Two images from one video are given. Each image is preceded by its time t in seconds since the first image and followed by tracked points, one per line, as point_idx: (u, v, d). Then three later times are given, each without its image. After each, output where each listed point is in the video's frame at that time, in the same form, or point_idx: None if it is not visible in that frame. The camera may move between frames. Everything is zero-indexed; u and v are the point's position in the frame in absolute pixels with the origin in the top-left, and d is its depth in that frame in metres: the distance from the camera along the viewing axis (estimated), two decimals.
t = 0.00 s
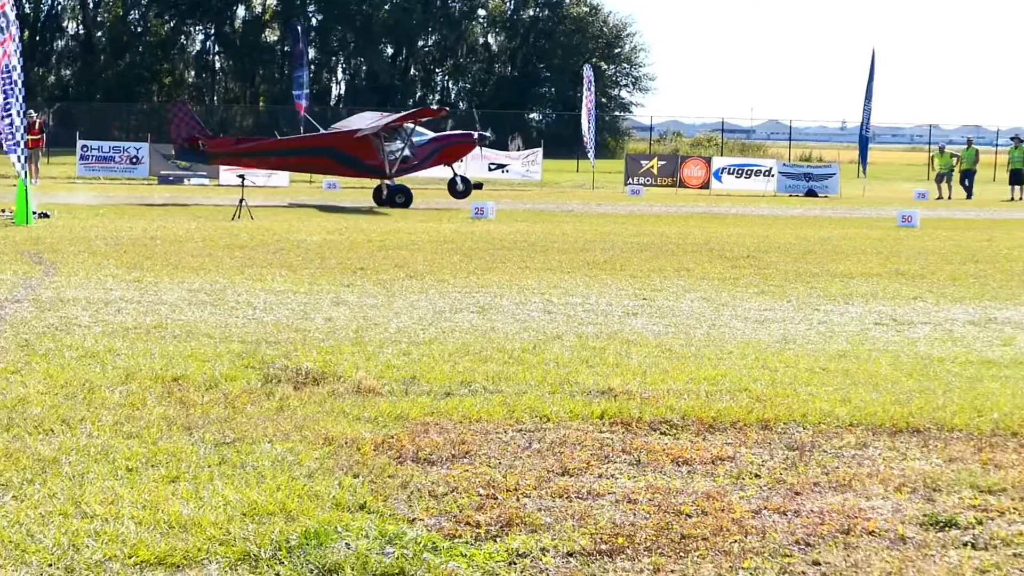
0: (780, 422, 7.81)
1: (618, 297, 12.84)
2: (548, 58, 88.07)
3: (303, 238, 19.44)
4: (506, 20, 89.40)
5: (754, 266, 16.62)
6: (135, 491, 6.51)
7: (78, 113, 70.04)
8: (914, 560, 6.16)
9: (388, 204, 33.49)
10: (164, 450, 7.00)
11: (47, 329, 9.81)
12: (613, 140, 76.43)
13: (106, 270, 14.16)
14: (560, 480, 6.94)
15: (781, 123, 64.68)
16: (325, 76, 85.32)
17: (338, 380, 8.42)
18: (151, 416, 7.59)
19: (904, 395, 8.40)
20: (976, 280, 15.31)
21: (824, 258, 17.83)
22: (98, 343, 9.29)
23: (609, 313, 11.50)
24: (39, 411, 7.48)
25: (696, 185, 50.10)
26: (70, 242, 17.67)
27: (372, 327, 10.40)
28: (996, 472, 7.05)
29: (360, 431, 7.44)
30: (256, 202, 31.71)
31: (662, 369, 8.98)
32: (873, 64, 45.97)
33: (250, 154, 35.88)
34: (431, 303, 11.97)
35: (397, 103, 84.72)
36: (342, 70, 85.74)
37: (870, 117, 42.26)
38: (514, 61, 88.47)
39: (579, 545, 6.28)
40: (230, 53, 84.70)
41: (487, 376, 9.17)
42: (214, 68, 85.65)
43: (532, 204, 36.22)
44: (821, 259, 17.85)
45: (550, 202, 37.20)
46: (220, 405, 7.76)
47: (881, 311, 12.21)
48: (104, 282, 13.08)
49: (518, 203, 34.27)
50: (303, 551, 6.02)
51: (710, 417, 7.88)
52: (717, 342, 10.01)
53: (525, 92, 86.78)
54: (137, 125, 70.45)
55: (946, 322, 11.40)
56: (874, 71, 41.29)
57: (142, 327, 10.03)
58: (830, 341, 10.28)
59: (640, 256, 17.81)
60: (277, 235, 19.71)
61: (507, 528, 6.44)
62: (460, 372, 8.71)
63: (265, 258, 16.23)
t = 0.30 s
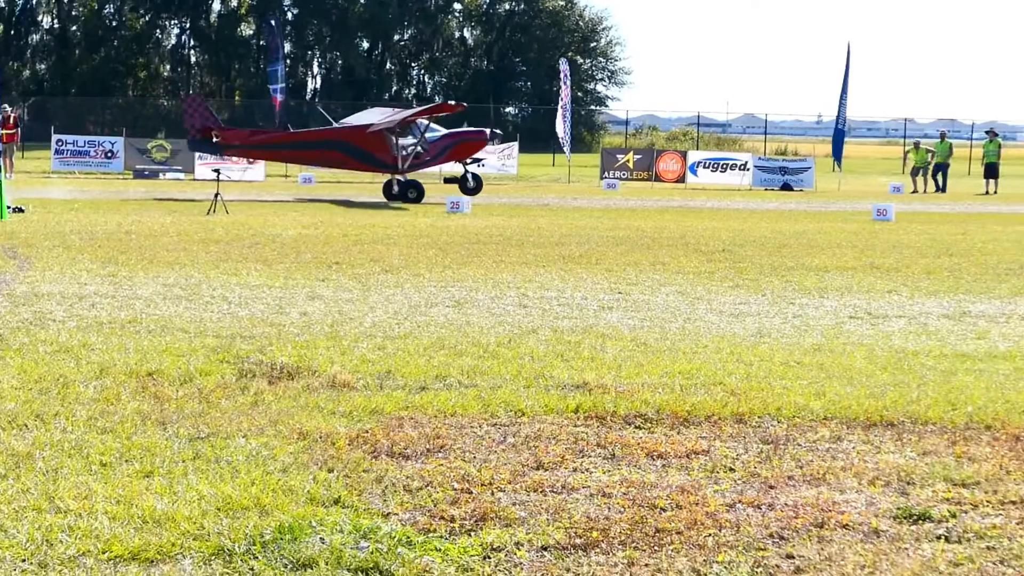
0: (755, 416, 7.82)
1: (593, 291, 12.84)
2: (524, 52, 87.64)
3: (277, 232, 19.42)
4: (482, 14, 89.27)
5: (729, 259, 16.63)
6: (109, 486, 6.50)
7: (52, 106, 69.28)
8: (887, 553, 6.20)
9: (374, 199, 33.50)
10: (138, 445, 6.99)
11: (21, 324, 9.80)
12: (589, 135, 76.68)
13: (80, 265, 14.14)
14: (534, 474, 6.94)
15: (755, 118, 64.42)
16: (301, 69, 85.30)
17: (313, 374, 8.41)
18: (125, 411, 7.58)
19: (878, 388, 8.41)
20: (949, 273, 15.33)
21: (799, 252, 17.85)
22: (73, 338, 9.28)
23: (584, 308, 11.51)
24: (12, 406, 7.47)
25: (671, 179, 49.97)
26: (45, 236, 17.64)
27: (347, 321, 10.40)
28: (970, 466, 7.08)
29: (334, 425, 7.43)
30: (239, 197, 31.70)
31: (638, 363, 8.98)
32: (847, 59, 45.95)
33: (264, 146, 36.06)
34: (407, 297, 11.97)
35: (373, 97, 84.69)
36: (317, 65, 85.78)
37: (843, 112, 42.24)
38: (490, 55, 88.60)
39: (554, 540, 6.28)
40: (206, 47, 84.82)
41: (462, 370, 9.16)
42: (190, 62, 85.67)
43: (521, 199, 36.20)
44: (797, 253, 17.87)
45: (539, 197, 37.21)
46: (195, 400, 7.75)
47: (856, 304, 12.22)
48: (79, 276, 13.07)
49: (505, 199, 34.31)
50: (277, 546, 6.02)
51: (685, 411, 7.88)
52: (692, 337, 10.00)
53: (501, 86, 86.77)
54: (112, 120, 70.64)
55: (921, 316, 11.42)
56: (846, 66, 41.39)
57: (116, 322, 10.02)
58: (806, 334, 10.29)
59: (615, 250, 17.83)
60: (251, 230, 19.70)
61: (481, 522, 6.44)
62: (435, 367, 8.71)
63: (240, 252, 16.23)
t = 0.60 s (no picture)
0: (717, 411, 7.83)
1: (557, 287, 12.84)
2: (489, 48, 86.58)
3: (242, 229, 19.39)
4: (446, 10, 88.07)
5: (693, 255, 16.63)
6: (71, 484, 6.49)
7: (17, 103, 69.48)
8: (849, 548, 6.23)
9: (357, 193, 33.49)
10: (100, 442, 6.99)
11: None
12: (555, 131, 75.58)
13: (43, 262, 14.12)
14: (498, 470, 6.95)
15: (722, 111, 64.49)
16: (265, 65, 84.92)
17: (276, 371, 8.41)
18: (88, 408, 7.58)
19: (841, 383, 8.43)
20: (912, 268, 15.36)
21: (763, 248, 17.86)
22: (36, 335, 9.27)
23: (548, 304, 11.53)
24: None
25: (636, 175, 50.17)
26: (9, 234, 17.61)
27: (311, 318, 10.39)
28: (931, 460, 7.11)
29: (298, 422, 7.43)
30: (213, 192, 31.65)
31: (601, 359, 8.99)
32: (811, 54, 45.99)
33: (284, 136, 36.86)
34: (371, 293, 11.97)
35: (338, 92, 84.41)
36: (283, 61, 85.63)
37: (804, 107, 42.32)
38: (456, 51, 87.37)
39: (517, 535, 6.29)
40: (170, 43, 84.30)
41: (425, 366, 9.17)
42: (155, 58, 85.61)
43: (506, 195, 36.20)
44: (762, 248, 17.89)
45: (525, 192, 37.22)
46: (158, 397, 7.76)
47: (820, 300, 12.23)
48: (42, 274, 13.06)
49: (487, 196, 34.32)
50: (239, 543, 6.02)
51: (649, 406, 7.89)
52: (656, 332, 10.00)
53: (468, 82, 85.38)
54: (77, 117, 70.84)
55: (883, 311, 11.45)
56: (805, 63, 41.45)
57: (79, 319, 10.02)
58: (769, 330, 10.30)
59: (580, 245, 17.84)
60: (216, 227, 19.69)
61: (444, 519, 6.44)
62: (399, 363, 8.71)
63: (204, 249, 16.22)
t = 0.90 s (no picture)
0: (677, 409, 7.85)
1: (519, 285, 12.85)
2: (452, 46, 86.33)
3: (203, 226, 19.37)
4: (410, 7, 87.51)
5: (655, 253, 16.66)
6: (30, 482, 6.47)
7: None
8: (809, 545, 6.26)
9: (333, 190, 33.44)
10: (59, 441, 6.97)
11: None
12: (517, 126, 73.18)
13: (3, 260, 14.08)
14: (457, 468, 6.95)
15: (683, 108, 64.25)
16: (229, 63, 84.67)
17: (236, 369, 8.40)
18: (47, 407, 7.56)
19: (801, 381, 8.45)
20: (871, 266, 15.40)
21: (724, 246, 17.90)
22: None
23: (509, 301, 11.54)
24: None
25: (598, 173, 50.25)
26: None
27: (272, 315, 10.39)
28: (890, 457, 7.16)
29: (258, 420, 7.43)
30: (180, 191, 31.57)
31: (562, 356, 8.99)
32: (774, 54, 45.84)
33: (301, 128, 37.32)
34: (332, 291, 11.97)
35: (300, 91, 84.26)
36: (246, 58, 85.34)
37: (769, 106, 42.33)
38: (418, 48, 86.94)
39: (476, 533, 6.30)
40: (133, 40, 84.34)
41: (386, 364, 9.17)
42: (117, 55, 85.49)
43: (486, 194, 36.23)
44: (723, 246, 17.92)
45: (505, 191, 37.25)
46: (117, 396, 7.74)
47: (780, 297, 12.27)
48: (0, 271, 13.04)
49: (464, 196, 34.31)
50: (199, 542, 6.00)
51: (609, 404, 7.90)
52: (616, 330, 10.02)
53: (430, 79, 85.04)
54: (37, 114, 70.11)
55: (844, 308, 11.49)
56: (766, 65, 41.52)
57: (38, 317, 9.99)
58: (730, 327, 10.33)
59: (540, 243, 17.87)
60: (177, 224, 19.66)
61: (403, 516, 6.44)
62: (360, 361, 8.71)
63: (166, 247, 16.20)
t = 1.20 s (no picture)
0: (633, 406, 7.86)
1: (476, 282, 12.85)
2: (409, 43, 85.64)
3: (159, 223, 19.28)
4: (367, 4, 87.43)
5: (612, 251, 16.68)
6: None
7: None
8: (762, 543, 6.29)
9: (304, 186, 33.36)
10: (13, 439, 6.94)
11: None
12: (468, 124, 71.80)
13: None
14: (413, 465, 6.95)
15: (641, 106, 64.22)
16: (184, 60, 85.44)
17: (192, 367, 8.39)
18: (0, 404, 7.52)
19: (756, 379, 8.47)
20: (828, 264, 15.45)
21: (682, 244, 17.94)
22: None
23: (466, 298, 11.54)
24: None
25: (555, 171, 50.19)
26: None
27: (228, 313, 10.38)
28: (845, 455, 7.19)
29: (213, 418, 7.42)
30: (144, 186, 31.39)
31: (518, 354, 9.00)
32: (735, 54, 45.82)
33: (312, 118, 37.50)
34: (289, 288, 11.97)
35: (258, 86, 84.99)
36: (201, 55, 85.96)
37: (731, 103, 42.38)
38: (375, 45, 86.46)
39: (432, 531, 6.30)
40: (87, 36, 83.84)
41: (342, 362, 9.17)
42: (71, 51, 84.96)
43: (465, 191, 36.20)
44: (680, 244, 17.96)
45: (481, 190, 37.26)
46: (71, 393, 7.72)
47: (736, 295, 12.30)
48: None
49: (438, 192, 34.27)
50: (153, 540, 5.97)
51: (566, 401, 7.92)
52: (573, 328, 10.03)
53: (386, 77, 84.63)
54: None
55: (799, 306, 11.53)
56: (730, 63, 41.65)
57: None
58: (686, 325, 10.37)
59: (498, 240, 17.87)
60: (132, 221, 19.56)
61: (359, 514, 6.44)
62: (315, 358, 8.71)
63: (121, 244, 16.13)
